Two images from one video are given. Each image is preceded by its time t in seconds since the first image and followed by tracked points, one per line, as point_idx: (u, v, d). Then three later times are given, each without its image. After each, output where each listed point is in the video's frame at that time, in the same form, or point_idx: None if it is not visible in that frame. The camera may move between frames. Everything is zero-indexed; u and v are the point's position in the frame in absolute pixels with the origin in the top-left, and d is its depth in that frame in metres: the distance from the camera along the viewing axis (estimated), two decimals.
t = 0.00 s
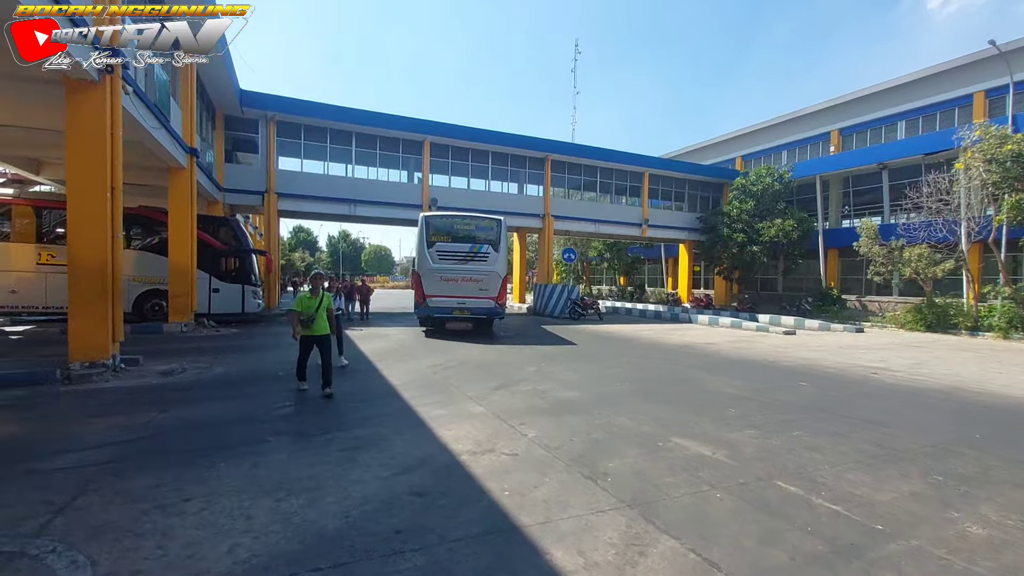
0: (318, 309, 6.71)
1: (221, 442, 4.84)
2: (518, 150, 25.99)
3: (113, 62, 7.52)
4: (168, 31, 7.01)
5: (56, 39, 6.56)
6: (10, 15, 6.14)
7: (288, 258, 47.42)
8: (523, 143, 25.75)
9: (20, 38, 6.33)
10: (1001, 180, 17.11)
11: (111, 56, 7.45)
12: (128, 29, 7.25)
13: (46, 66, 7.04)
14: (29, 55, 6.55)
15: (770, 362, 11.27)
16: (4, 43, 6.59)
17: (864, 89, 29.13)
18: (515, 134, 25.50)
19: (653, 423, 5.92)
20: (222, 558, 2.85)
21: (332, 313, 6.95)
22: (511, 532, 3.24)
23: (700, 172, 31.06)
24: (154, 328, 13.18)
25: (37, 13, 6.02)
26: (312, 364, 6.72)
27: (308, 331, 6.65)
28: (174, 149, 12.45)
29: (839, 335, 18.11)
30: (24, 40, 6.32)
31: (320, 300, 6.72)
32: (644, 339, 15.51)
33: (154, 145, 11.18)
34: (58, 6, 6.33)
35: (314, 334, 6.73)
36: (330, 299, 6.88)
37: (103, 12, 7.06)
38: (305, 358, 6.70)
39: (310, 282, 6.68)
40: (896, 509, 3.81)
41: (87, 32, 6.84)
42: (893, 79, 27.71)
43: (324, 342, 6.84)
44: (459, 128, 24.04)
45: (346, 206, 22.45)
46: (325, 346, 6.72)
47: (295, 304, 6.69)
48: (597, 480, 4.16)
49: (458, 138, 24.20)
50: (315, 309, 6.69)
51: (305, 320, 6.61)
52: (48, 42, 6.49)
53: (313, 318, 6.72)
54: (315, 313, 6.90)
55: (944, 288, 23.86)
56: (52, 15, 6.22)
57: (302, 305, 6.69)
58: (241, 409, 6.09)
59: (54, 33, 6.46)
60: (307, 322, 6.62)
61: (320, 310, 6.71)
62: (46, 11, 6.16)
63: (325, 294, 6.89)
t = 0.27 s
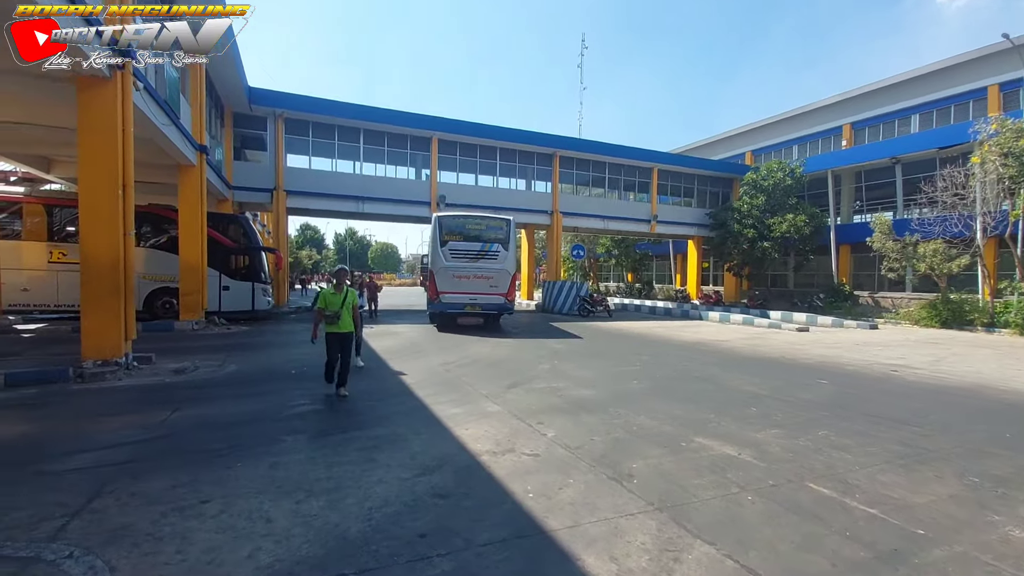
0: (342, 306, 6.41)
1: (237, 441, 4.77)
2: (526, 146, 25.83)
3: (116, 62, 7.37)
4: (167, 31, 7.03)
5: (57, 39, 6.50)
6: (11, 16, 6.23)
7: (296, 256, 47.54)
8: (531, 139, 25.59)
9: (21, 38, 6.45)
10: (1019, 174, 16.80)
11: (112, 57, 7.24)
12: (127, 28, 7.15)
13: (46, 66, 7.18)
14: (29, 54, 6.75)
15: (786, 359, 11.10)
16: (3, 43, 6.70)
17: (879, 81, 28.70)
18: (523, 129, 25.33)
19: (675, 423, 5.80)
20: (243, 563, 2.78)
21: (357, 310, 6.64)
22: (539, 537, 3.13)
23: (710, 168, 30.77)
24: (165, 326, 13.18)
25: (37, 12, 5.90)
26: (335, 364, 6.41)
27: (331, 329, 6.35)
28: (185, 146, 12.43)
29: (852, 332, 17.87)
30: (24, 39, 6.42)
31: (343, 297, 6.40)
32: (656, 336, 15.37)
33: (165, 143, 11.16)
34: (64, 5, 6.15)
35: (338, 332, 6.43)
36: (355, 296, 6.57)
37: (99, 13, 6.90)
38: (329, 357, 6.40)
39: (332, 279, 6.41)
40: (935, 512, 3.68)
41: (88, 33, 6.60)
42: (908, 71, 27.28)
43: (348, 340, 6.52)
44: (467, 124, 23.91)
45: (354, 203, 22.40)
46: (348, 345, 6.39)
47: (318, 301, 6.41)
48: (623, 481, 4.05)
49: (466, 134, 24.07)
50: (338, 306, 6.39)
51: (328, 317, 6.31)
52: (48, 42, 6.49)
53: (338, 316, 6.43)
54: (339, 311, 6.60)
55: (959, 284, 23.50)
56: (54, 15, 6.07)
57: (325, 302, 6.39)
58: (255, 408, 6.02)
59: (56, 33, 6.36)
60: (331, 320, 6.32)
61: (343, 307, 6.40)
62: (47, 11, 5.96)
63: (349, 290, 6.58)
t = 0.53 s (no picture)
0: (377, 310, 6.08)
1: (268, 445, 4.72)
2: (543, 142, 25.62)
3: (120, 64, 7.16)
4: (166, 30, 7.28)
5: (57, 40, 6.36)
6: (11, 16, 6.12)
7: (316, 259, 48.05)
8: (547, 134, 25.37)
9: (21, 38, 6.33)
10: None
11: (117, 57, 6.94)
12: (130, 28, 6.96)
13: (47, 66, 7.10)
14: (28, 55, 6.64)
15: (820, 351, 10.76)
16: (2, 43, 6.62)
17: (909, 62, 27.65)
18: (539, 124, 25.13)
19: (712, 420, 5.61)
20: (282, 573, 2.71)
21: (392, 313, 6.31)
22: (583, 544, 2.99)
23: (730, 157, 30.16)
24: (192, 330, 13.36)
25: (39, 12, 5.72)
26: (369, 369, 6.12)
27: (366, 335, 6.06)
28: (206, 152, 12.56)
29: (885, 322, 17.30)
30: (24, 40, 6.31)
31: (378, 300, 6.06)
32: (681, 331, 15.08)
33: (187, 149, 11.28)
34: (69, 6, 5.94)
35: (374, 337, 6.12)
36: (390, 298, 6.24)
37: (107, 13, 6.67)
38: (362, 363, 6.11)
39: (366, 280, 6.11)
40: (1003, 512, 3.45)
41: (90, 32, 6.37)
42: (941, 49, 26.29)
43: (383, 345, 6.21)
44: (483, 121, 23.79)
45: (372, 204, 22.46)
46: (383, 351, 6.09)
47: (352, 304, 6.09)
48: (664, 483, 3.89)
49: (482, 132, 23.97)
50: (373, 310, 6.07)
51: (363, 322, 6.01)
52: (48, 42, 6.38)
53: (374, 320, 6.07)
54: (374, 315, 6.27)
55: (996, 270, 22.63)
56: (55, 16, 5.88)
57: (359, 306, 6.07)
58: (284, 411, 5.99)
59: (57, 33, 6.20)
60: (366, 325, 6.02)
61: (378, 311, 6.08)
62: (47, 11, 5.75)
63: (384, 292, 6.23)
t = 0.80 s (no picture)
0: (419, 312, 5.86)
1: (306, 449, 4.72)
2: (568, 139, 25.38)
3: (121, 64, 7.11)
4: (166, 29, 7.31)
5: (58, 39, 6.62)
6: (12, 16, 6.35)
7: (344, 261, 48.75)
8: (573, 132, 25.10)
9: (21, 38, 6.58)
10: None
11: (117, 57, 6.83)
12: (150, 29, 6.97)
13: (47, 65, 7.26)
14: (28, 54, 6.87)
15: (865, 351, 10.29)
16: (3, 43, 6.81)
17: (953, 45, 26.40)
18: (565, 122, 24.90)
19: (757, 425, 5.39)
20: None
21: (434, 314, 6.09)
22: (634, 559, 2.86)
23: (762, 150, 29.32)
24: (228, 332, 13.64)
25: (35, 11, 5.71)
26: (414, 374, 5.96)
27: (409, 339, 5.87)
28: (239, 157, 12.79)
29: (932, 319, 16.50)
30: (24, 40, 6.56)
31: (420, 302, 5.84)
32: (715, 330, 14.70)
33: (221, 154, 11.48)
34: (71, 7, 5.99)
35: (416, 339, 5.92)
36: (431, 299, 6.01)
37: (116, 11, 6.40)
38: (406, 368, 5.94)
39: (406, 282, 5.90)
40: None
41: (89, 32, 6.36)
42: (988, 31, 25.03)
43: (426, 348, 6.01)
44: (508, 120, 23.68)
45: (399, 206, 22.63)
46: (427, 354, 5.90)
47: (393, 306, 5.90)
48: (714, 494, 3.73)
49: (507, 131, 23.86)
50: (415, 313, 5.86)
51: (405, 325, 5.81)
52: (48, 42, 6.67)
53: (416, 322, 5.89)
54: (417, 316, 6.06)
55: None
56: (54, 16, 6.08)
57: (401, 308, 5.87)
58: (320, 413, 6.00)
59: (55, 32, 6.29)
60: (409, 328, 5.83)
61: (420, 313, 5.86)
62: (47, 11, 5.97)
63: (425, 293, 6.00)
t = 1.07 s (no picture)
0: (445, 314, 5.41)
1: (315, 444, 4.62)
2: (580, 138, 25.20)
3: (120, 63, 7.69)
4: (167, 30, 7.03)
5: (56, 39, 7.10)
6: (11, 16, 6.76)
7: (352, 255, 48.76)
8: (585, 131, 24.92)
9: (21, 38, 7.03)
10: None
11: (116, 56, 7.42)
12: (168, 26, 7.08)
13: (47, 66, 7.90)
14: (28, 54, 7.38)
15: (881, 360, 10.10)
16: (3, 43, 7.33)
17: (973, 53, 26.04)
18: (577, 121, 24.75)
19: (776, 434, 5.25)
20: None
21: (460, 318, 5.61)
22: (656, 571, 2.75)
23: (775, 154, 29.04)
24: (235, 323, 13.61)
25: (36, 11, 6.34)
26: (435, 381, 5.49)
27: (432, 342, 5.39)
28: (251, 148, 12.76)
29: (947, 330, 16.21)
30: (24, 39, 7.00)
31: (446, 303, 5.39)
32: (725, 335, 14.52)
33: (233, 144, 11.43)
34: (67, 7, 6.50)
35: (440, 343, 5.44)
36: (459, 302, 5.54)
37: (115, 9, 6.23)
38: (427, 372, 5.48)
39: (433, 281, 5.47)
40: None
41: (88, 33, 6.97)
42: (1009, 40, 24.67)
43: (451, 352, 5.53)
44: (520, 118, 23.56)
45: (409, 201, 22.55)
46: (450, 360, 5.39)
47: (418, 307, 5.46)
48: (735, 505, 3.61)
49: (519, 128, 23.73)
50: (441, 314, 5.41)
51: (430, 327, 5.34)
52: (48, 41, 7.13)
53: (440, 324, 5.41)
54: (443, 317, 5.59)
55: None
56: (52, 16, 6.50)
57: (427, 309, 5.42)
58: (327, 408, 5.91)
59: (56, 32, 6.92)
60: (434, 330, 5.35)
61: (446, 315, 5.41)
62: (46, 12, 6.42)
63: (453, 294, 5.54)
